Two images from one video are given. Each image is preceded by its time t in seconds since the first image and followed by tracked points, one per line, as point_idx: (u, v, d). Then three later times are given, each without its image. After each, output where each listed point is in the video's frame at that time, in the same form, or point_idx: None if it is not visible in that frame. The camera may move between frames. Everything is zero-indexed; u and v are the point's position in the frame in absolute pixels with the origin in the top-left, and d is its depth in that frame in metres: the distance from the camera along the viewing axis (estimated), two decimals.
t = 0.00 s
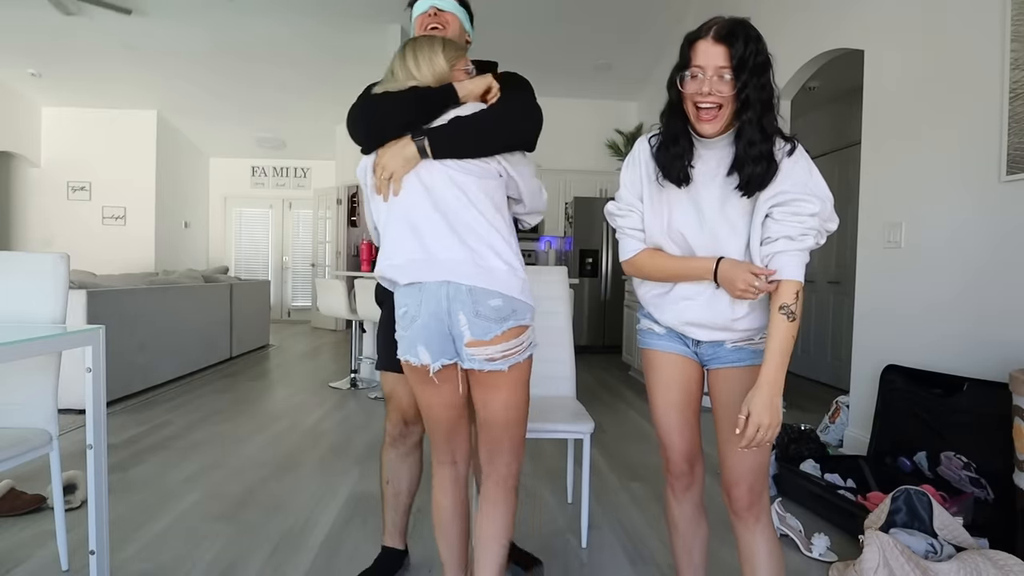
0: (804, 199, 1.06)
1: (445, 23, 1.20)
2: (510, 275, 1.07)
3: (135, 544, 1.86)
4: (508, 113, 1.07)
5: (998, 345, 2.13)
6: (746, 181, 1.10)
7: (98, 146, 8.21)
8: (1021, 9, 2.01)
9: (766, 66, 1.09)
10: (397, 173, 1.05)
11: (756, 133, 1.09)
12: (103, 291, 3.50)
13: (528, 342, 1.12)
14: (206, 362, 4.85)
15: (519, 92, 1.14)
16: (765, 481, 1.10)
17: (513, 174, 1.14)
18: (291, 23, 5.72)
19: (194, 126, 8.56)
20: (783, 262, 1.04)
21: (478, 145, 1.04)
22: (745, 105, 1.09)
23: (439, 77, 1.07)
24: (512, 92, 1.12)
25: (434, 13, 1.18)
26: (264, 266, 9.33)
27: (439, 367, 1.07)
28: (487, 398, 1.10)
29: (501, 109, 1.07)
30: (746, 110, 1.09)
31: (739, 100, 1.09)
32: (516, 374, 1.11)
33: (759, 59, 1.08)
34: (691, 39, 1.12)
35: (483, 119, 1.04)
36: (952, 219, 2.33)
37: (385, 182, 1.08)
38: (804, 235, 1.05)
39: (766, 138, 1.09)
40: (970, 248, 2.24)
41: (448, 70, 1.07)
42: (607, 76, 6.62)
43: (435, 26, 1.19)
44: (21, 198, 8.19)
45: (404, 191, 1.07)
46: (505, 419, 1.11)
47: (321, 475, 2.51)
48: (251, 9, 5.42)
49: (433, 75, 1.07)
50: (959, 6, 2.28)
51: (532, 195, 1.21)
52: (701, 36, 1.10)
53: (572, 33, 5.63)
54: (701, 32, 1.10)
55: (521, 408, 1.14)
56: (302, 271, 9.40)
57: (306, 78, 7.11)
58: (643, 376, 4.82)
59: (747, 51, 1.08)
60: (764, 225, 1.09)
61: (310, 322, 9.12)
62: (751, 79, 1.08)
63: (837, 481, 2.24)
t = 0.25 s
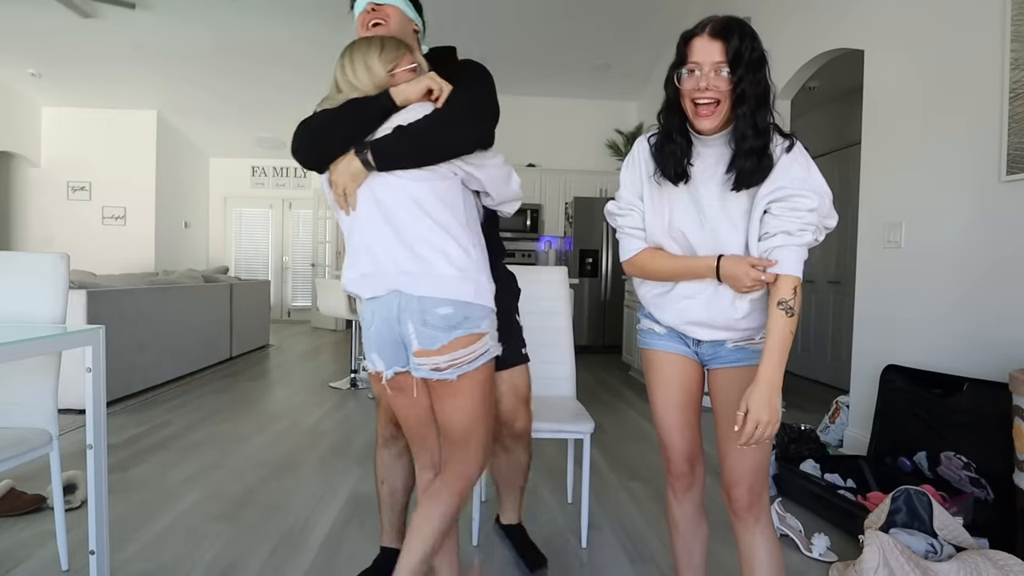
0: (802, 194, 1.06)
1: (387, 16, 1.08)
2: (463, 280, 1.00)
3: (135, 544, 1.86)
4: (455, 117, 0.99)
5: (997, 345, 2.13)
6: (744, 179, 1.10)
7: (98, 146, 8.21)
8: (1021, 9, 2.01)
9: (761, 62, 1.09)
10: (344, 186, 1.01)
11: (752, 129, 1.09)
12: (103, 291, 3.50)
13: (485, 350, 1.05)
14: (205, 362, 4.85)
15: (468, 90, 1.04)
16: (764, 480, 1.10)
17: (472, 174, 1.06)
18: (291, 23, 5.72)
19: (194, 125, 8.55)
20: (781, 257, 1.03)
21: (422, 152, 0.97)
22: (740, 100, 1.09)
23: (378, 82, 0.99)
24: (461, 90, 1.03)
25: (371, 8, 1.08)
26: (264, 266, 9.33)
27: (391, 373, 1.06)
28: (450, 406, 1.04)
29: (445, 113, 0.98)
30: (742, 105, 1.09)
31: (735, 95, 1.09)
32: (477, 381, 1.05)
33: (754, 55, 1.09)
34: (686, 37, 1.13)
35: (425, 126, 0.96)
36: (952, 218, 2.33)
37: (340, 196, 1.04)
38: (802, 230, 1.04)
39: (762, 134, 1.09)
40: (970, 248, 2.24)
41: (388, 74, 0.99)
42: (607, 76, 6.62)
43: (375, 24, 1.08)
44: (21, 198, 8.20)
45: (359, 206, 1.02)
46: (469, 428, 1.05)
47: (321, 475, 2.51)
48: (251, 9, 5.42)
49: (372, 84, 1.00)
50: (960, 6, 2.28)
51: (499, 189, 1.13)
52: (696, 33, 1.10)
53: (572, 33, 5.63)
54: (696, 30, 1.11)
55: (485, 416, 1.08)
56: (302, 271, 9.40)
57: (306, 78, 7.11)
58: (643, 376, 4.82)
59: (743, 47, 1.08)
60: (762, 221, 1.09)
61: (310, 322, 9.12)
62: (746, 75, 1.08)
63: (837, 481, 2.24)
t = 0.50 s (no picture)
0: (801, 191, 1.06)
1: (335, 22, 1.09)
2: (392, 293, 0.98)
3: (135, 544, 1.86)
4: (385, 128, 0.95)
5: (998, 345, 2.13)
6: (743, 178, 1.10)
7: (98, 146, 8.21)
8: (1021, 9, 2.01)
9: (758, 62, 1.09)
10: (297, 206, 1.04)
11: (751, 128, 1.09)
12: (103, 291, 3.49)
13: (418, 362, 1.01)
14: (205, 362, 4.85)
15: (403, 90, 0.98)
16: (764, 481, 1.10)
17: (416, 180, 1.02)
18: (291, 23, 5.72)
19: (194, 125, 8.55)
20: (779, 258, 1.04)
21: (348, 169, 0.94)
22: (739, 99, 1.09)
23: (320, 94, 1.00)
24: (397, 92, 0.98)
25: (318, 15, 1.10)
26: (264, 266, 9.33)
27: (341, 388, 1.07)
28: (390, 422, 1.03)
29: (376, 125, 0.95)
30: (741, 104, 1.09)
31: (733, 95, 1.10)
32: (418, 395, 1.02)
33: (752, 55, 1.09)
34: (684, 38, 1.13)
35: (353, 143, 0.94)
36: (951, 218, 2.33)
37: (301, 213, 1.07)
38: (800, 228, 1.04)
39: (760, 132, 1.09)
40: (970, 248, 2.24)
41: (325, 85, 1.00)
42: (607, 76, 6.61)
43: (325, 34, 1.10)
44: (21, 198, 8.20)
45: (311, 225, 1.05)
46: (410, 446, 1.03)
47: (320, 475, 2.51)
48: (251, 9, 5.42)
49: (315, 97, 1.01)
50: (960, 6, 2.28)
51: (460, 186, 1.07)
52: (695, 33, 1.11)
53: (572, 32, 5.63)
54: (694, 30, 1.12)
55: (429, 430, 1.05)
56: (302, 271, 9.39)
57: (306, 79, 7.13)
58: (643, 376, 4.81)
59: (740, 46, 1.08)
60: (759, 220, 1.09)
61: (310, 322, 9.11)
62: (744, 74, 1.09)
63: (837, 481, 2.24)
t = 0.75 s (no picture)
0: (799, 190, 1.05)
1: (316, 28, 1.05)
2: (371, 298, 0.97)
3: (135, 544, 1.86)
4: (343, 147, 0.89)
5: (998, 345, 2.13)
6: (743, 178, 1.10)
7: (98, 146, 8.21)
8: (1021, 9, 2.01)
9: (757, 61, 1.09)
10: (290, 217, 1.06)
11: (750, 128, 1.09)
12: (102, 291, 3.49)
13: (402, 364, 1.00)
14: (205, 362, 4.85)
15: (368, 94, 0.90)
16: (763, 481, 1.10)
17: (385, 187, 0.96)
18: (291, 22, 5.71)
19: (194, 126, 8.55)
20: (777, 257, 1.02)
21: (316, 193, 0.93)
22: (739, 99, 1.09)
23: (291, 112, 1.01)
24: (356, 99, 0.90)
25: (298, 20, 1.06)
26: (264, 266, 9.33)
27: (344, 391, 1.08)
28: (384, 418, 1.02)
29: (332, 144, 0.90)
30: (740, 104, 1.09)
31: (731, 95, 1.10)
32: (410, 391, 1.02)
33: (751, 55, 1.09)
34: (683, 38, 1.13)
35: (315, 167, 0.91)
36: (951, 218, 2.33)
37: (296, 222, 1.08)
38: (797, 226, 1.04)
39: (759, 132, 1.09)
40: (970, 248, 2.24)
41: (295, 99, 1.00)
42: (607, 76, 6.61)
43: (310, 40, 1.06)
44: (20, 198, 8.20)
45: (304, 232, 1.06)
46: (407, 444, 1.03)
47: (320, 475, 2.51)
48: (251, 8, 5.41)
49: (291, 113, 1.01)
50: (960, 6, 2.28)
51: (431, 191, 0.98)
52: (694, 34, 1.11)
53: (573, 32, 5.63)
54: (694, 31, 1.12)
55: (424, 428, 1.04)
56: (302, 271, 9.39)
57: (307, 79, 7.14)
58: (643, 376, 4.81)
59: (740, 46, 1.08)
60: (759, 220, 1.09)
61: (310, 322, 9.11)
62: (743, 74, 1.08)
63: (837, 481, 2.24)
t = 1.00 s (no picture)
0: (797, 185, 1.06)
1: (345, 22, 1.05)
2: (351, 295, 0.97)
3: (135, 543, 1.86)
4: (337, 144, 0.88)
5: (998, 345, 2.13)
6: (743, 176, 1.10)
7: (98, 146, 8.22)
8: (1021, 9, 2.01)
9: (759, 60, 1.09)
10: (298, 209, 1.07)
11: (750, 125, 1.10)
12: (102, 291, 3.49)
13: (381, 364, 0.97)
14: (205, 362, 4.85)
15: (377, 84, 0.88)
16: (763, 482, 1.10)
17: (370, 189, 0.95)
18: (290, 22, 5.71)
19: (194, 126, 8.55)
20: (768, 253, 0.99)
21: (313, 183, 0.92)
22: (740, 97, 1.09)
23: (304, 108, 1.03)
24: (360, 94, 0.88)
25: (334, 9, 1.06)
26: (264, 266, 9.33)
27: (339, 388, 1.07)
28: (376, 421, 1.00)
29: (321, 142, 0.90)
30: (741, 102, 1.10)
31: (733, 93, 1.10)
32: (399, 392, 0.99)
33: (752, 53, 1.09)
34: (685, 36, 1.13)
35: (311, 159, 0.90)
36: (951, 218, 2.33)
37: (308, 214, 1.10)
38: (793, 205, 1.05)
39: (760, 130, 1.10)
40: (971, 248, 2.24)
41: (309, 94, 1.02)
42: (607, 76, 6.61)
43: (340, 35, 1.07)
44: (20, 198, 8.20)
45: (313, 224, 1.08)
46: (396, 446, 1.00)
47: (320, 475, 2.51)
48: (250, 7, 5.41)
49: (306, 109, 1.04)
50: (959, 6, 2.29)
51: (414, 198, 0.95)
52: (696, 33, 1.11)
53: (573, 32, 5.63)
54: (695, 29, 1.12)
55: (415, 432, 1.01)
56: (302, 271, 9.39)
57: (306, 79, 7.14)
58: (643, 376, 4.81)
59: (741, 44, 1.08)
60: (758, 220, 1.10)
61: (311, 322, 9.11)
62: (745, 72, 1.09)
63: (837, 481, 2.24)
